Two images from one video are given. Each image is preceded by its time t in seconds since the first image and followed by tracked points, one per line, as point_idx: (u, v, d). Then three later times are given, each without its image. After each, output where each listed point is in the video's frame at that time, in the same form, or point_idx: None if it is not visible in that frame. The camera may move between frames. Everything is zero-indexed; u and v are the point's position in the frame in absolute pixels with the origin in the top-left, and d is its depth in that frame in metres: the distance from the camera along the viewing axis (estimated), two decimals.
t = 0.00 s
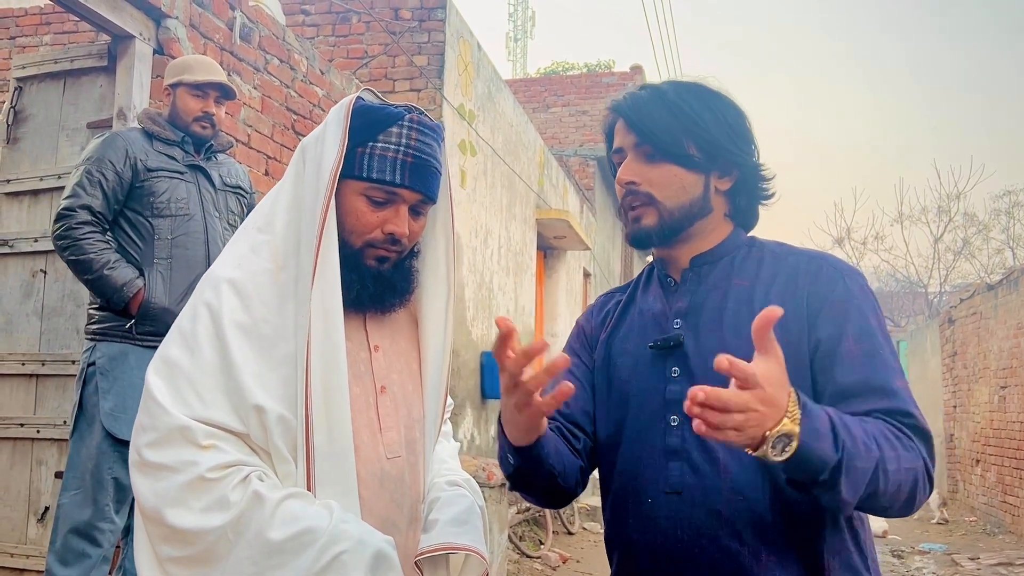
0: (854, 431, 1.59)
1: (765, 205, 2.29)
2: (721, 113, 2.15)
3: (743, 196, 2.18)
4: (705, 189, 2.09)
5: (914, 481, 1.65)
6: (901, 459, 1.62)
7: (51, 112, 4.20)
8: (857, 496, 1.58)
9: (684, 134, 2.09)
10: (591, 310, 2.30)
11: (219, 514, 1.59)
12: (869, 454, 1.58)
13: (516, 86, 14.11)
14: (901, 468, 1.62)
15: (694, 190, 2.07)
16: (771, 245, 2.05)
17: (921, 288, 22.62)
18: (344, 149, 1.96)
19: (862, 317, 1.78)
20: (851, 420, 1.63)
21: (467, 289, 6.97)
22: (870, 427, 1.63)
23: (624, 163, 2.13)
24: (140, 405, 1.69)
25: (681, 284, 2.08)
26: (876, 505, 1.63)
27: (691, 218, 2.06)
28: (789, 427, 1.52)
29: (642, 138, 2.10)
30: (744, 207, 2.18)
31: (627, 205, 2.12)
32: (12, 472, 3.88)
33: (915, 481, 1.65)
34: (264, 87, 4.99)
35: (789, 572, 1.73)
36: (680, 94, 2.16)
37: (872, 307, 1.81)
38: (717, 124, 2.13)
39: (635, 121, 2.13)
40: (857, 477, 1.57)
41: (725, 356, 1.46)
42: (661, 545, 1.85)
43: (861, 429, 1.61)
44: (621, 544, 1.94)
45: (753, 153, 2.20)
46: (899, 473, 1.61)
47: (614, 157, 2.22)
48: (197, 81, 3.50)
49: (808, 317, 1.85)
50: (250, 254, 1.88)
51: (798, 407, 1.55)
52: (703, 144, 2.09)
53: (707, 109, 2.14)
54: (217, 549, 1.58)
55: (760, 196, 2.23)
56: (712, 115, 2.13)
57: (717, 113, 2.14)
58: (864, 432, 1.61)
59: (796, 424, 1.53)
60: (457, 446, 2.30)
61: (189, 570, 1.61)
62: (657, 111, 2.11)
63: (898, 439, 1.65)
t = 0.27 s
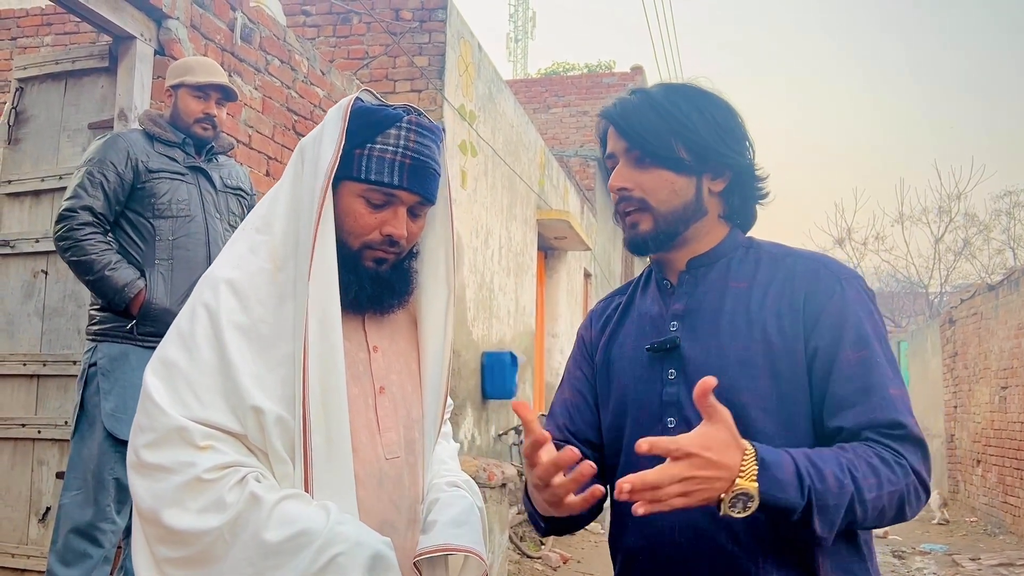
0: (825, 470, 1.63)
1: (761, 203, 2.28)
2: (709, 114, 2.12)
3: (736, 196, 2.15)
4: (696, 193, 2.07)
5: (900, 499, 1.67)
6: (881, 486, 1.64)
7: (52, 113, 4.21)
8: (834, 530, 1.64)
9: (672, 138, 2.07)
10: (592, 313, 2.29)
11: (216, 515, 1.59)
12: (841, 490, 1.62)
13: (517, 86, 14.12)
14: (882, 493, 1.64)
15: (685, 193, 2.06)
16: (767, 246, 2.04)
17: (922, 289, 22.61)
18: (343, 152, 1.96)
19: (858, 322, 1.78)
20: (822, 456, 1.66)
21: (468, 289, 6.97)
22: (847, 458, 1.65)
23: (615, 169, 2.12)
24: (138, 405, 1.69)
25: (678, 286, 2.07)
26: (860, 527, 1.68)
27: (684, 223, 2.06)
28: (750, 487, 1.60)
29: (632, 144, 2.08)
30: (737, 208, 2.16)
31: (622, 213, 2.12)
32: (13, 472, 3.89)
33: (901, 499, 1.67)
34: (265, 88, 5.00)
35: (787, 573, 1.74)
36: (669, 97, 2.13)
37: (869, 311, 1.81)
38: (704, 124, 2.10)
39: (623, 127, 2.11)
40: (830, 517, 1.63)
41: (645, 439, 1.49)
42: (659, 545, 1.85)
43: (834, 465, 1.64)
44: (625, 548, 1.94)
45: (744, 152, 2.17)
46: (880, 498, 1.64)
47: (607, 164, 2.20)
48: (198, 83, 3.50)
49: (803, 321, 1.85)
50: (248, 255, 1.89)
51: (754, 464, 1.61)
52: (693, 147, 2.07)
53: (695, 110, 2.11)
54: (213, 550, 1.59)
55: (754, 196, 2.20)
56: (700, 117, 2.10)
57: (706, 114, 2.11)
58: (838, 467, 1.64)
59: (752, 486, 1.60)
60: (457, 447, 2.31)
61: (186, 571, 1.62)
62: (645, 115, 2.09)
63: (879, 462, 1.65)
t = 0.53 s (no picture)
0: (768, 476, 1.65)
1: (767, 206, 2.27)
2: (718, 118, 2.11)
3: (742, 203, 2.15)
4: (705, 196, 2.07)
5: (862, 505, 1.64)
6: (833, 492, 1.63)
7: (54, 114, 4.22)
8: (783, 535, 1.65)
9: (681, 142, 2.06)
10: (599, 312, 2.30)
11: (217, 515, 1.60)
12: (784, 495, 1.63)
13: (517, 87, 14.13)
14: (833, 501, 1.63)
15: (693, 198, 2.06)
16: (769, 246, 2.04)
17: (922, 289, 22.61)
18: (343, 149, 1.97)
19: (854, 315, 1.77)
20: (768, 463, 1.68)
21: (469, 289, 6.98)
22: (792, 467, 1.66)
23: (624, 173, 2.12)
24: (139, 405, 1.70)
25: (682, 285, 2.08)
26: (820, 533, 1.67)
27: (691, 226, 2.06)
28: (694, 490, 1.64)
29: (641, 148, 2.08)
30: (745, 212, 2.16)
31: (630, 215, 2.12)
32: (15, 473, 3.89)
33: (863, 505, 1.63)
34: (266, 89, 5.00)
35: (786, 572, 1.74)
36: (677, 100, 2.12)
37: (863, 306, 1.79)
38: (714, 129, 2.09)
39: (632, 131, 2.11)
40: (774, 522, 1.64)
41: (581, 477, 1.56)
42: (660, 544, 1.85)
43: (778, 471, 1.66)
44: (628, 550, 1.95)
45: (752, 156, 2.17)
46: (832, 504, 1.63)
47: (614, 165, 2.21)
48: (201, 86, 3.52)
49: (800, 318, 1.85)
50: (249, 255, 1.89)
51: (693, 471, 1.67)
52: (702, 152, 2.06)
53: (704, 114, 2.10)
54: (215, 549, 1.60)
55: (762, 200, 2.20)
56: (709, 121, 2.09)
57: (715, 117, 2.11)
58: (782, 474, 1.65)
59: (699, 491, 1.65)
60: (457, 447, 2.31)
61: (187, 570, 1.62)
62: (654, 120, 2.09)
63: (830, 469, 1.64)
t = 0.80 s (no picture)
0: (755, 469, 1.65)
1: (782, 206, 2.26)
2: (736, 118, 2.10)
3: (759, 203, 2.14)
4: (722, 196, 2.07)
5: (849, 503, 1.61)
6: (819, 489, 1.61)
7: (54, 114, 4.22)
8: (768, 528, 1.64)
9: (699, 143, 2.06)
10: (614, 309, 2.31)
11: (218, 516, 1.60)
12: (770, 488, 1.63)
13: (517, 87, 14.13)
14: (820, 498, 1.61)
15: (711, 198, 2.05)
16: (782, 245, 2.04)
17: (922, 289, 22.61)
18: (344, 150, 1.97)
19: (857, 314, 1.75)
20: (756, 457, 1.68)
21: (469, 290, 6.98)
22: (781, 461, 1.66)
23: (641, 173, 2.12)
24: (141, 405, 1.70)
25: (695, 285, 2.09)
26: (807, 529, 1.65)
27: (709, 226, 2.05)
28: (683, 475, 1.65)
29: (658, 149, 2.08)
30: (761, 212, 2.15)
31: (646, 215, 2.12)
32: (16, 473, 3.89)
33: (849, 503, 1.61)
34: (266, 89, 5.01)
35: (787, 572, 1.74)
36: (694, 100, 2.12)
37: (869, 308, 1.77)
38: (732, 130, 2.08)
39: (650, 132, 2.10)
40: (758, 514, 1.63)
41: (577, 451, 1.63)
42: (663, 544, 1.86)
43: (766, 465, 1.65)
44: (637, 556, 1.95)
45: (770, 156, 2.16)
46: (818, 500, 1.61)
47: (631, 166, 2.20)
48: (202, 86, 3.52)
49: (803, 316, 1.84)
50: (251, 255, 1.90)
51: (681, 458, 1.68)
52: (720, 153, 2.06)
53: (722, 114, 2.10)
54: (215, 550, 1.60)
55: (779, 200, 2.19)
56: (727, 121, 2.09)
57: (733, 118, 2.10)
58: (770, 468, 1.65)
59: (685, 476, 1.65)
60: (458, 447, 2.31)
61: (187, 571, 1.63)
62: (672, 121, 2.08)
63: (817, 466, 1.63)
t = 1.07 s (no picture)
0: (759, 464, 1.65)
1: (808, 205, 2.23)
2: (760, 116, 2.09)
3: (784, 201, 2.12)
4: (747, 195, 2.06)
5: (853, 504, 1.60)
6: (823, 487, 1.60)
7: (55, 115, 4.23)
8: (769, 523, 1.64)
9: (722, 141, 2.05)
10: (640, 304, 2.32)
11: (220, 517, 1.61)
12: (773, 484, 1.63)
13: (518, 87, 14.13)
14: (823, 497, 1.61)
15: (735, 197, 2.04)
16: (806, 244, 2.01)
17: (922, 289, 22.61)
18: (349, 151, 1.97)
19: (871, 314, 1.73)
20: (761, 452, 1.68)
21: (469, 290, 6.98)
22: (787, 457, 1.66)
23: (664, 172, 2.12)
24: (143, 405, 1.71)
25: (717, 284, 2.08)
26: (808, 528, 1.64)
27: (733, 225, 2.04)
28: (685, 464, 1.67)
29: (682, 148, 2.07)
30: (786, 211, 2.13)
31: (669, 215, 2.12)
32: (16, 473, 3.90)
33: (854, 505, 1.60)
34: (267, 90, 5.01)
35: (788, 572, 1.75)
36: (717, 98, 2.11)
37: (886, 309, 1.74)
38: (757, 128, 2.07)
39: (672, 130, 2.10)
40: (758, 507, 1.64)
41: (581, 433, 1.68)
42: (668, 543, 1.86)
43: (770, 460, 1.65)
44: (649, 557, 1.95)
45: (795, 154, 2.14)
46: (821, 499, 1.61)
47: (654, 165, 2.20)
48: (202, 87, 3.53)
49: (819, 315, 1.82)
50: (255, 255, 1.90)
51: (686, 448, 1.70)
52: (743, 151, 2.04)
53: (746, 113, 2.08)
54: (217, 550, 1.60)
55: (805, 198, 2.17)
56: (751, 119, 2.07)
57: (757, 116, 2.09)
58: (775, 463, 1.65)
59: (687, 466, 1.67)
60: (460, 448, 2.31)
61: (189, 571, 1.63)
62: (695, 119, 2.07)
63: (824, 464, 1.62)
